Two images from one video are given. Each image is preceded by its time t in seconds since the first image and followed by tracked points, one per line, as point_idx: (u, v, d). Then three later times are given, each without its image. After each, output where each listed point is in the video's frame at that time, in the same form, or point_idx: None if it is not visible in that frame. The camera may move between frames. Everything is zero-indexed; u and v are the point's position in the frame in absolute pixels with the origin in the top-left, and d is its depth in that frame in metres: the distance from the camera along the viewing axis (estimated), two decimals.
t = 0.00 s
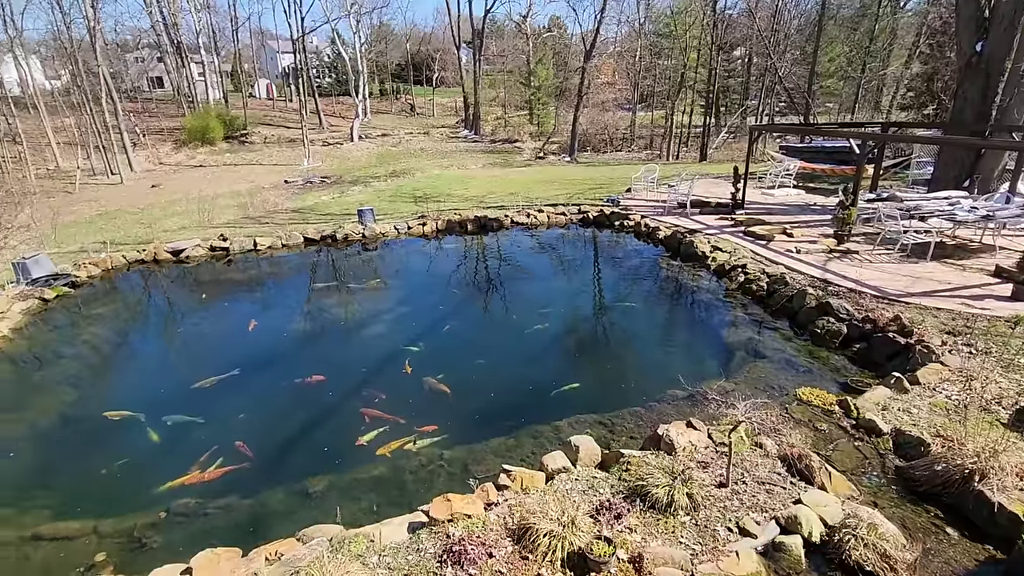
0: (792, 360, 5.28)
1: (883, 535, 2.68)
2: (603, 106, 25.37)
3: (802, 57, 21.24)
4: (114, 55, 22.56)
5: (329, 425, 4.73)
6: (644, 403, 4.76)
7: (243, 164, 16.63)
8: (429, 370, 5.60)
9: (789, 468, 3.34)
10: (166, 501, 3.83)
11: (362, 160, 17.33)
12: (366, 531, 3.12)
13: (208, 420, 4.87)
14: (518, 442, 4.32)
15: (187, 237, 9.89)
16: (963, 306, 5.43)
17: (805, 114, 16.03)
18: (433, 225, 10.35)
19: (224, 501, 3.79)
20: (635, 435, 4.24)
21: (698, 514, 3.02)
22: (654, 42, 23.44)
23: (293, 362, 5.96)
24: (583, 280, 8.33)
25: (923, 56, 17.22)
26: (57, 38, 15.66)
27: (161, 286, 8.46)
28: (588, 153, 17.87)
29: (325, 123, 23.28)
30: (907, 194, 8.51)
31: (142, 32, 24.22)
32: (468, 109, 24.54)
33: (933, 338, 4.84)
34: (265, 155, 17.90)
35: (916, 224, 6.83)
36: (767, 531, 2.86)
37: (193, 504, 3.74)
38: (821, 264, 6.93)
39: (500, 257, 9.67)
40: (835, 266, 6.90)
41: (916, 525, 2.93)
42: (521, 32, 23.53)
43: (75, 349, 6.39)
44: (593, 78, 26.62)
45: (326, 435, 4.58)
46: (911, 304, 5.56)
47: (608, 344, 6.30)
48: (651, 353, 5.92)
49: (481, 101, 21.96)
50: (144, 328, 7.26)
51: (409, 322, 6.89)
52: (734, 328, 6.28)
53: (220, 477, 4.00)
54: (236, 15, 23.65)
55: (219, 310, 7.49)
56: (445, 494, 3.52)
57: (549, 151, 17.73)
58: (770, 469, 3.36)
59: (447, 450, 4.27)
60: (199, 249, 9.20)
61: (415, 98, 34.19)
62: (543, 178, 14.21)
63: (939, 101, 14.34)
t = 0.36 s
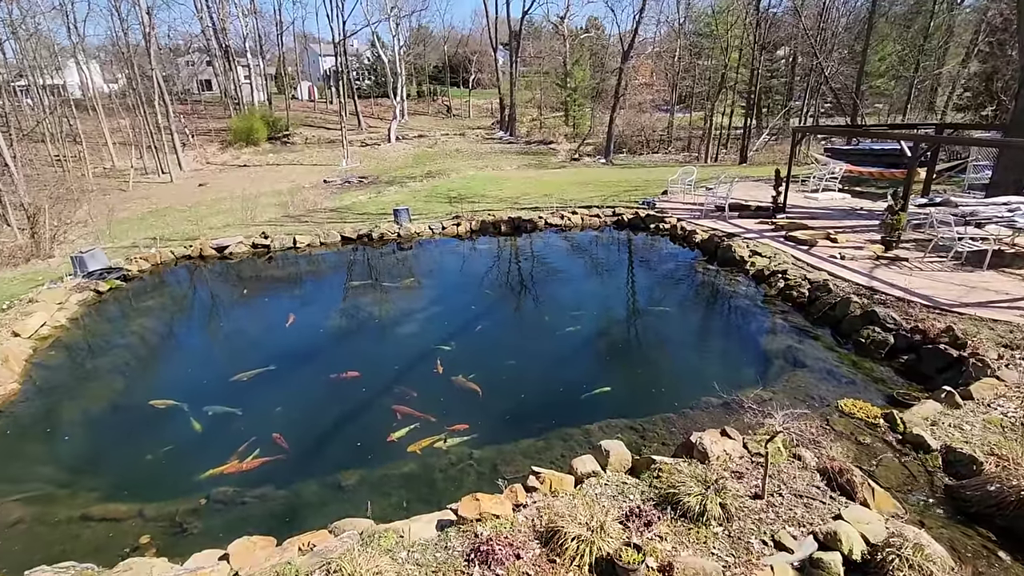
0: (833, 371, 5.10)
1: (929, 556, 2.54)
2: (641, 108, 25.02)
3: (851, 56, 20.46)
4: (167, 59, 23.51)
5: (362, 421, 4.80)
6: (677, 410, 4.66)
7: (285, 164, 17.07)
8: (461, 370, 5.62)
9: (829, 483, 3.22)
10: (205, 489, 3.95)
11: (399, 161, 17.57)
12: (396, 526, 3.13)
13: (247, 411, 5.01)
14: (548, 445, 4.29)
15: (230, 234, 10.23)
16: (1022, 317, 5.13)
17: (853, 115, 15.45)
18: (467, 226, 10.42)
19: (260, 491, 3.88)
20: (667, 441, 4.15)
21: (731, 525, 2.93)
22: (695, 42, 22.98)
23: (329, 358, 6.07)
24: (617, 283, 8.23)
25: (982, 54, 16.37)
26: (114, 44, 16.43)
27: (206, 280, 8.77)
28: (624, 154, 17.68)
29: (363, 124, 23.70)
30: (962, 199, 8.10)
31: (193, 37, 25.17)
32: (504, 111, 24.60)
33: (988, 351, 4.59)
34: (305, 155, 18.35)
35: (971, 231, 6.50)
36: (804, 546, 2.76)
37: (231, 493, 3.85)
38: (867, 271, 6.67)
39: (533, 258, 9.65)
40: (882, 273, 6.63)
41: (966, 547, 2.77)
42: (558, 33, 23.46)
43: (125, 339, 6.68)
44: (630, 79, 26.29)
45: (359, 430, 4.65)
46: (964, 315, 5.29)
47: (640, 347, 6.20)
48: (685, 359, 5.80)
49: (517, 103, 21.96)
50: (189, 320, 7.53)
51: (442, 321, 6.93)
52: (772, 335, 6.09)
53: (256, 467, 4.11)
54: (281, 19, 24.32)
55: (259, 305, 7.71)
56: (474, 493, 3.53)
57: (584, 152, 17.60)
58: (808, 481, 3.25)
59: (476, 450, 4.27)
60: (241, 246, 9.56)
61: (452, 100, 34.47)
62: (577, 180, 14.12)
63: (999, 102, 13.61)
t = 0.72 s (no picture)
0: (872, 381, 4.93)
1: None
2: (674, 110, 24.67)
3: (895, 54, 19.75)
4: (209, 65, 24.28)
5: (391, 419, 4.87)
6: (707, 417, 4.59)
7: (320, 167, 17.44)
8: (488, 371, 5.66)
9: (867, 496, 3.10)
10: (241, 482, 4.07)
11: (430, 164, 17.75)
12: (423, 525, 3.17)
13: (281, 408, 5.14)
14: (575, 449, 4.28)
15: (267, 235, 10.51)
16: None
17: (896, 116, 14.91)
18: (497, 228, 10.47)
19: (293, 486, 4.00)
20: (697, 449, 4.09)
21: (762, 537, 2.86)
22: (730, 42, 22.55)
23: (360, 357, 6.18)
24: (646, 288, 8.15)
25: None
26: (161, 51, 17.06)
27: (243, 280, 9.05)
28: (655, 157, 17.47)
29: (396, 127, 24.03)
30: (1014, 204, 7.73)
31: (234, 44, 25.94)
32: (535, 114, 24.61)
33: None
34: (339, 158, 18.71)
35: None
36: (839, 560, 2.66)
37: (265, 487, 3.97)
38: (910, 278, 6.43)
39: (562, 261, 9.63)
40: (926, 281, 6.38)
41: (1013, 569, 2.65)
42: (590, 36, 23.35)
43: (167, 335, 6.94)
44: (663, 80, 25.95)
45: (388, 429, 4.72)
46: (1015, 326, 5.05)
47: (670, 352, 6.11)
48: (716, 365, 5.70)
49: (548, 105, 21.93)
50: (226, 318, 7.77)
51: (470, 323, 6.98)
52: (808, 343, 5.93)
53: (289, 462, 4.22)
54: (318, 25, 24.90)
55: (293, 304, 7.91)
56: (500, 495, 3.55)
57: (616, 155, 17.45)
58: (845, 495, 3.14)
59: (503, 452, 4.29)
60: (277, 247, 9.73)
61: (483, 103, 34.66)
62: (608, 182, 14.02)
63: None
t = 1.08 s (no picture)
0: (918, 392, 4.72)
1: None
2: (709, 111, 24.22)
3: (943, 52, 18.98)
4: (250, 70, 24.99)
5: (421, 418, 4.92)
6: (740, 424, 4.48)
7: (354, 169, 17.75)
8: (518, 373, 5.66)
9: (912, 512, 2.97)
10: (276, 475, 4.18)
11: (461, 166, 17.87)
12: (453, 524, 3.20)
13: (315, 404, 5.24)
14: (604, 453, 4.24)
15: (303, 235, 10.75)
16: None
17: (945, 117, 14.32)
18: (528, 230, 10.46)
19: (325, 481, 4.08)
20: (730, 457, 4.00)
21: (799, 549, 2.77)
22: (768, 41, 22.00)
23: (391, 356, 6.26)
24: (679, 291, 8.02)
25: None
26: (205, 57, 17.66)
27: (280, 279, 9.29)
28: (690, 159, 17.17)
29: (429, 129, 24.25)
30: None
31: (274, 49, 26.64)
32: (567, 116, 24.51)
33: None
34: (373, 160, 19.01)
35: None
36: None
37: (299, 481, 4.07)
38: (959, 285, 6.14)
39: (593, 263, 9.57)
40: (977, 287, 6.09)
41: None
42: (624, 37, 23.11)
43: (208, 332, 7.17)
44: (698, 81, 25.48)
45: (418, 427, 4.77)
46: None
47: (703, 357, 5.99)
48: (752, 371, 5.56)
49: (580, 107, 21.80)
50: (263, 316, 7.99)
51: (500, 324, 7.00)
52: (848, 350, 5.73)
53: (322, 458, 4.31)
54: (354, 30, 25.37)
55: (327, 303, 8.08)
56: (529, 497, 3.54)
57: (648, 157, 17.23)
58: (887, 509, 3.02)
59: (532, 454, 4.28)
60: (313, 247, 9.99)
61: (515, 105, 34.72)
62: (640, 185, 13.87)
63: None
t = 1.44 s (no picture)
0: (961, 401, 4.53)
1: None
2: (742, 109, 23.71)
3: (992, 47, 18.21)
4: (285, 71, 25.51)
5: (447, 415, 4.95)
6: (773, 430, 4.36)
7: (384, 168, 17.95)
8: (545, 372, 5.63)
9: (953, 525, 2.86)
10: (306, 467, 4.25)
11: (489, 165, 17.92)
12: (478, 521, 3.18)
13: (343, 399, 5.31)
14: (631, 454, 4.19)
15: (334, 233, 10.95)
16: None
17: (993, 115, 13.73)
18: (555, 229, 10.42)
19: (354, 474, 4.14)
20: (760, 463, 3.90)
21: (833, 560, 2.68)
22: (805, 37, 21.44)
23: (418, 353, 6.30)
24: (709, 293, 7.87)
25: None
26: (243, 58, 18.12)
27: (311, 275, 9.47)
28: (722, 158, 16.84)
29: (458, 129, 24.37)
30: None
31: (308, 51, 27.15)
32: (596, 115, 24.30)
33: None
34: (402, 159, 19.22)
35: None
36: None
37: (328, 473, 4.13)
38: (1008, 290, 5.87)
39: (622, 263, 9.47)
40: None
41: None
42: (655, 35, 22.79)
43: (242, 327, 7.34)
44: (731, 79, 24.98)
45: (444, 424, 4.79)
46: None
47: (732, 359, 5.85)
48: (784, 375, 5.40)
49: (610, 106, 21.61)
50: (295, 311, 8.15)
51: (527, 323, 6.98)
52: (887, 357, 5.53)
53: (351, 452, 4.36)
54: (386, 31, 25.69)
55: (357, 301, 8.19)
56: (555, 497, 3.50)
57: (679, 156, 16.96)
58: (926, 521, 2.91)
59: (557, 454, 4.26)
60: (343, 244, 10.16)
61: (544, 105, 34.61)
62: (670, 184, 13.67)
63: None
